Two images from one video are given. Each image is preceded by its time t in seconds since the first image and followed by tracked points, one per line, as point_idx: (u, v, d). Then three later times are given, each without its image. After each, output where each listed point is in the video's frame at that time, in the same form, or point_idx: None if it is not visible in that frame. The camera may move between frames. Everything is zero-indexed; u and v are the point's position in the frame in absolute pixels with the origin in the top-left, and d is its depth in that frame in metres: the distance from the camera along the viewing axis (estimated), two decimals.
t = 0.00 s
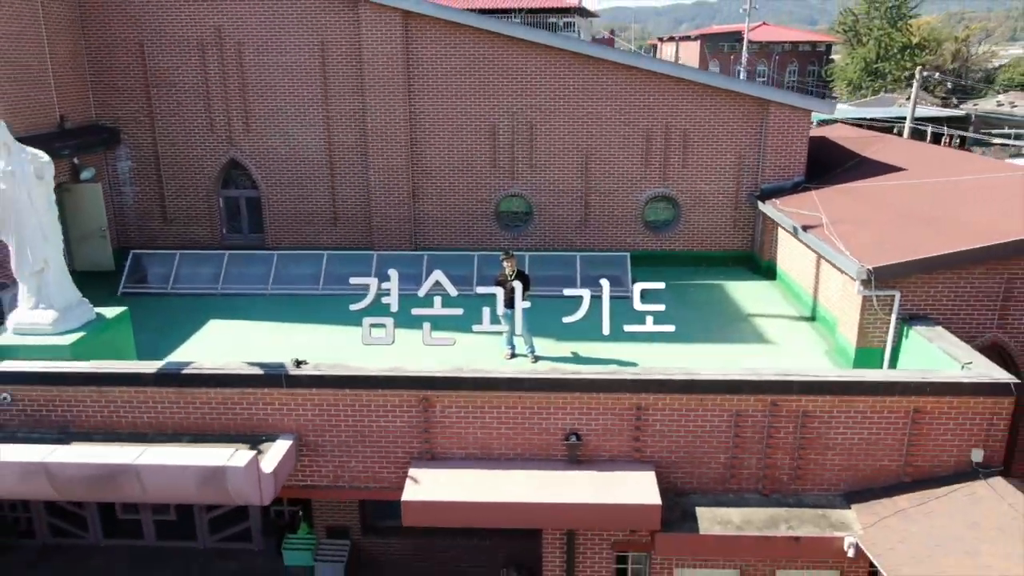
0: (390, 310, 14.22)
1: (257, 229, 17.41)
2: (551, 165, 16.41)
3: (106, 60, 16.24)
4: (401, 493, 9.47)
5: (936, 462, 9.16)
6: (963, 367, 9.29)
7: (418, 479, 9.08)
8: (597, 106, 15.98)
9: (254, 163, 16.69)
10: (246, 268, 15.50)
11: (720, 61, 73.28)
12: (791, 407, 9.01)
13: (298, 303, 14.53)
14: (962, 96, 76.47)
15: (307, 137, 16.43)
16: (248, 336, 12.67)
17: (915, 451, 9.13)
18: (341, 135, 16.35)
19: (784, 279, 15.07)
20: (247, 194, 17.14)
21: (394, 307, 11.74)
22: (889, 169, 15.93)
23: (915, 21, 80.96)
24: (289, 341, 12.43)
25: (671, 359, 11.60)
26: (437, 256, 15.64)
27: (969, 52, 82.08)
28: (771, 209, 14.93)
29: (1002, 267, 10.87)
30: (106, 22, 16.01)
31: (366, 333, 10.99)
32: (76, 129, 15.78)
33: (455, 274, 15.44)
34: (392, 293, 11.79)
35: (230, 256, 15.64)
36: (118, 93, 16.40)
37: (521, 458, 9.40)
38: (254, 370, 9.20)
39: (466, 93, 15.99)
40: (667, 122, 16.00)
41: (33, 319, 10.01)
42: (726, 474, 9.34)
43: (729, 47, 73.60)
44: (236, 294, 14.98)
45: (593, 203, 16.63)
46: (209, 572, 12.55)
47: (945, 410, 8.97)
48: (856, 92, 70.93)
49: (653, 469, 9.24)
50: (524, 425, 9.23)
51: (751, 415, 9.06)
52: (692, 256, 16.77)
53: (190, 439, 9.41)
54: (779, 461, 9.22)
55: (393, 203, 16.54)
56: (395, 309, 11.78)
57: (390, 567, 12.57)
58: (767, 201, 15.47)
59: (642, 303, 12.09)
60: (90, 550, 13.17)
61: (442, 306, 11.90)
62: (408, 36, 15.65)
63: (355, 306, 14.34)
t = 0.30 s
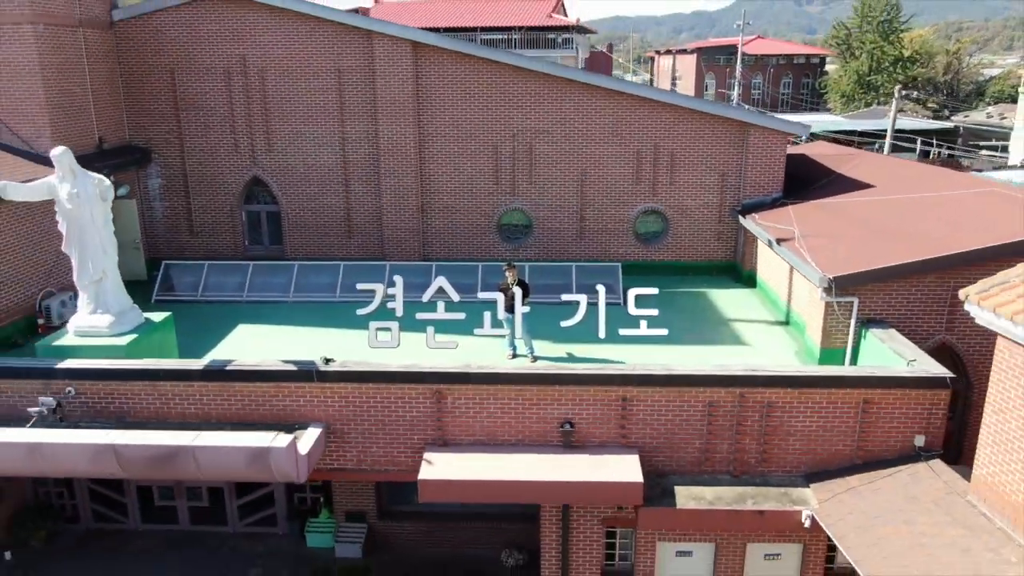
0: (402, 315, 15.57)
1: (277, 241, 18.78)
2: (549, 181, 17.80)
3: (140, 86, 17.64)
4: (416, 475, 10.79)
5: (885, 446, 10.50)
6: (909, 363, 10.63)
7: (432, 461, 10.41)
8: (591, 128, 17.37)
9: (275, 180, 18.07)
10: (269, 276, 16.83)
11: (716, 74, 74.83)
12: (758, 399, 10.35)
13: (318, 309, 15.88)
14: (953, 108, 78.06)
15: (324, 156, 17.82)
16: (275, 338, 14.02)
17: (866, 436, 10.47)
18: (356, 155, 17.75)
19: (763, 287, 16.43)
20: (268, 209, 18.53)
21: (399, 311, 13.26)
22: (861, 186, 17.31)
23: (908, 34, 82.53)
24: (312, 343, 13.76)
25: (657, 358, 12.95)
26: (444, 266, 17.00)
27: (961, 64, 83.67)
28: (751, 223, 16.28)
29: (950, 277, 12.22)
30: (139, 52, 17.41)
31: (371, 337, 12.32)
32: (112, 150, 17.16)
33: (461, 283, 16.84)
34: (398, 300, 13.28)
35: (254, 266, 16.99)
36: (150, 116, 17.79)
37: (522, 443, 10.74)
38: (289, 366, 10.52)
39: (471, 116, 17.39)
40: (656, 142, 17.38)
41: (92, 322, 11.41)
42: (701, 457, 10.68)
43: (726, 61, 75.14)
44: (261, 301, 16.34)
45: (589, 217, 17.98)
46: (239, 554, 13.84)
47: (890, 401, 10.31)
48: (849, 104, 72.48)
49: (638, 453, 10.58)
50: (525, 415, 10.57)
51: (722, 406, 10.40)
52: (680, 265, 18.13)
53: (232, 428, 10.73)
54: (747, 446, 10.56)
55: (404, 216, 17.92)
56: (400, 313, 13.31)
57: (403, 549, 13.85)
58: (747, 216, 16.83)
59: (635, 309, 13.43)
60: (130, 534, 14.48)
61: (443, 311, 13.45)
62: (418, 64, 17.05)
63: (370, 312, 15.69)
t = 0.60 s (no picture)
0: (412, 321, 17.00)
1: (294, 253, 20.23)
2: (547, 198, 19.27)
3: (169, 110, 19.12)
4: (428, 462, 12.21)
5: (842, 435, 11.93)
6: (864, 362, 12.06)
7: (443, 449, 11.82)
8: (585, 149, 18.85)
9: (293, 196, 19.54)
10: (288, 286, 18.27)
11: (711, 87, 76.55)
12: (729, 394, 11.78)
13: (335, 316, 17.32)
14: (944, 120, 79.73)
15: (339, 175, 19.28)
16: (298, 341, 15.44)
17: (825, 427, 11.91)
18: (368, 174, 19.22)
19: (743, 295, 17.88)
20: (286, 223, 19.99)
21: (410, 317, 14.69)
22: (834, 202, 18.78)
23: (899, 47, 84.27)
24: (332, 345, 15.18)
25: (644, 359, 14.39)
26: (450, 277, 18.47)
27: (951, 77, 85.40)
28: (732, 237, 17.75)
29: (905, 286, 13.67)
30: (168, 79, 18.89)
31: (377, 342, 13.63)
32: (144, 169, 18.63)
33: (466, 292, 18.31)
34: (409, 307, 14.72)
35: (275, 276, 18.44)
36: (177, 138, 19.26)
37: (522, 433, 12.16)
38: (317, 365, 11.93)
39: (475, 139, 18.87)
40: (645, 162, 18.86)
41: (139, 326, 12.93)
42: (680, 445, 12.11)
43: (720, 74, 76.86)
44: (281, 309, 17.78)
45: (583, 231, 19.45)
46: (265, 539, 15.24)
47: (845, 396, 11.74)
48: (841, 116, 74.12)
49: (624, 442, 12.00)
50: (525, 408, 12.00)
51: (698, 400, 11.83)
52: (667, 275, 19.59)
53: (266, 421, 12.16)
54: (720, 436, 11.99)
55: (412, 230, 19.40)
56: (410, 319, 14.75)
57: (414, 534, 15.24)
58: (729, 230, 18.29)
59: (625, 315, 14.88)
60: (164, 522, 15.87)
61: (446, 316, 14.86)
62: (426, 91, 18.54)
63: (383, 318, 17.13)
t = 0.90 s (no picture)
0: (420, 327, 18.52)
1: (310, 264, 21.75)
2: (544, 213, 20.83)
3: (195, 133, 20.69)
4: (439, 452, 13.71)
5: (806, 427, 13.44)
6: (826, 363, 13.57)
7: (453, 440, 13.33)
8: (580, 168, 20.42)
9: (309, 212, 21.09)
10: (306, 295, 19.78)
11: (705, 100, 78.38)
12: (705, 390, 13.30)
13: (349, 322, 18.84)
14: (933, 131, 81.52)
15: (352, 192, 20.83)
16: (317, 344, 16.95)
17: (791, 420, 13.42)
18: (379, 191, 20.78)
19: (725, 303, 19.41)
20: (302, 236, 21.51)
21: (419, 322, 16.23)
22: (809, 217, 20.34)
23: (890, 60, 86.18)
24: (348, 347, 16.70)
25: (632, 360, 15.92)
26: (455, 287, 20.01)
27: (941, 89, 87.27)
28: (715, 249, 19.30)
29: (865, 295, 15.20)
30: (195, 105, 20.48)
31: (384, 346, 15.15)
32: (172, 188, 20.19)
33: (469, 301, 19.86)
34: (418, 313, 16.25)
35: (293, 286, 19.95)
36: (202, 158, 20.83)
37: (522, 426, 13.67)
38: (340, 365, 13.45)
39: (478, 159, 20.44)
40: (635, 180, 20.42)
41: (179, 332, 14.47)
42: (663, 437, 13.62)
43: (714, 87, 78.70)
44: (299, 316, 19.29)
45: (578, 244, 20.99)
46: (287, 526, 16.71)
47: (808, 392, 13.26)
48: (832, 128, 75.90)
49: (612, 434, 13.51)
50: (524, 403, 13.52)
51: (678, 396, 13.35)
52: (656, 284, 21.12)
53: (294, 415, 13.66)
54: (698, 428, 13.51)
55: (420, 243, 20.95)
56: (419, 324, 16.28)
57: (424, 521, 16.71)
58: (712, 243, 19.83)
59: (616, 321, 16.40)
60: (195, 511, 17.35)
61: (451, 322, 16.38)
62: (433, 115, 20.11)
63: (394, 324, 18.65)
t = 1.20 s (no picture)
0: (428, 332, 20.14)
1: (323, 274, 23.37)
2: (542, 227, 22.48)
3: (218, 153, 22.36)
4: (446, 444, 15.32)
5: (775, 421, 15.07)
6: (793, 364, 15.17)
7: (459, 433, 14.94)
8: (574, 186, 22.07)
9: (324, 226, 22.73)
10: (321, 303, 21.38)
11: (699, 112, 80.24)
12: (685, 388, 14.93)
13: (362, 328, 20.46)
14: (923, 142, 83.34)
15: (363, 208, 22.48)
16: (335, 347, 18.59)
17: (761, 415, 15.05)
18: (389, 207, 22.44)
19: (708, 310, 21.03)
20: (317, 249, 23.14)
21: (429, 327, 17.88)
22: (787, 231, 21.99)
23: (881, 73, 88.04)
24: (363, 350, 18.34)
25: (621, 362, 17.56)
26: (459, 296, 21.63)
27: (931, 101, 89.09)
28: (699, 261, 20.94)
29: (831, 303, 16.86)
30: (219, 128, 22.17)
31: (390, 350, 16.77)
32: (198, 204, 21.86)
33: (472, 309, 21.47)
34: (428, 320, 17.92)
35: (309, 295, 21.55)
36: (225, 176, 22.49)
37: (521, 421, 15.28)
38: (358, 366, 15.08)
39: (480, 177, 22.08)
40: (626, 197, 22.07)
41: (213, 336, 16.16)
42: (647, 430, 15.24)
43: (708, 100, 80.57)
44: (315, 323, 20.91)
45: (573, 256, 22.62)
46: (307, 514, 18.27)
47: (776, 390, 14.89)
48: (823, 139, 77.73)
49: (602, 427, 15.13)
50: (523, 400, 15.15)
51: (660, 393, 14.98)
52: (646, 293, 22.76)
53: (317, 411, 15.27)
54: (679, 422, 15.14)
55: (426, 255, 22.60)
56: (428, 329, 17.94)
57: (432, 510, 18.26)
58: (697, 255, 21.47)
59: (608, 327, 18.02)
60: (222, 501, 18.93)
61: (456, 328, 18.01)
62: (438, 137, 21.78)
63: (403, 330, 20.26)
